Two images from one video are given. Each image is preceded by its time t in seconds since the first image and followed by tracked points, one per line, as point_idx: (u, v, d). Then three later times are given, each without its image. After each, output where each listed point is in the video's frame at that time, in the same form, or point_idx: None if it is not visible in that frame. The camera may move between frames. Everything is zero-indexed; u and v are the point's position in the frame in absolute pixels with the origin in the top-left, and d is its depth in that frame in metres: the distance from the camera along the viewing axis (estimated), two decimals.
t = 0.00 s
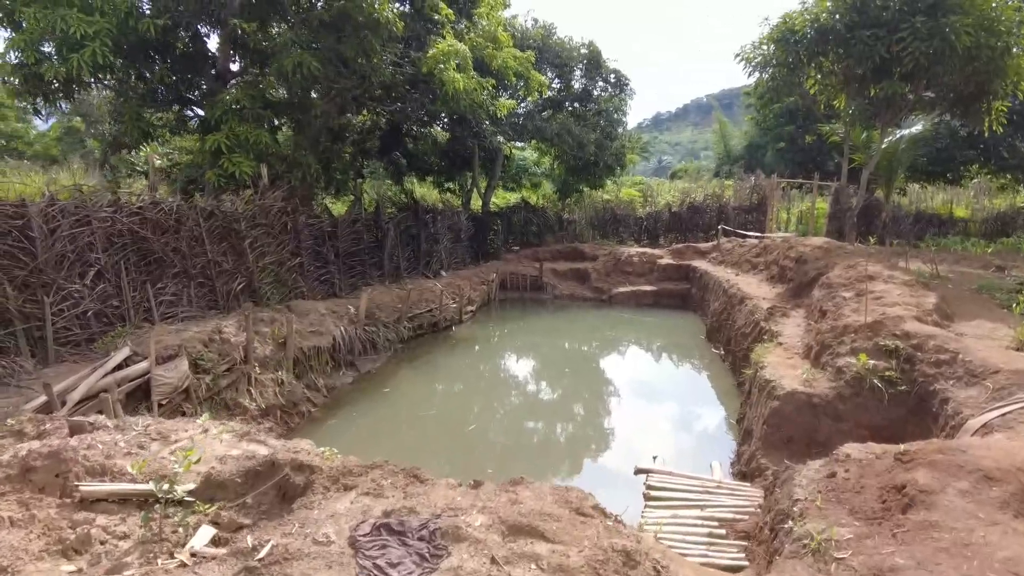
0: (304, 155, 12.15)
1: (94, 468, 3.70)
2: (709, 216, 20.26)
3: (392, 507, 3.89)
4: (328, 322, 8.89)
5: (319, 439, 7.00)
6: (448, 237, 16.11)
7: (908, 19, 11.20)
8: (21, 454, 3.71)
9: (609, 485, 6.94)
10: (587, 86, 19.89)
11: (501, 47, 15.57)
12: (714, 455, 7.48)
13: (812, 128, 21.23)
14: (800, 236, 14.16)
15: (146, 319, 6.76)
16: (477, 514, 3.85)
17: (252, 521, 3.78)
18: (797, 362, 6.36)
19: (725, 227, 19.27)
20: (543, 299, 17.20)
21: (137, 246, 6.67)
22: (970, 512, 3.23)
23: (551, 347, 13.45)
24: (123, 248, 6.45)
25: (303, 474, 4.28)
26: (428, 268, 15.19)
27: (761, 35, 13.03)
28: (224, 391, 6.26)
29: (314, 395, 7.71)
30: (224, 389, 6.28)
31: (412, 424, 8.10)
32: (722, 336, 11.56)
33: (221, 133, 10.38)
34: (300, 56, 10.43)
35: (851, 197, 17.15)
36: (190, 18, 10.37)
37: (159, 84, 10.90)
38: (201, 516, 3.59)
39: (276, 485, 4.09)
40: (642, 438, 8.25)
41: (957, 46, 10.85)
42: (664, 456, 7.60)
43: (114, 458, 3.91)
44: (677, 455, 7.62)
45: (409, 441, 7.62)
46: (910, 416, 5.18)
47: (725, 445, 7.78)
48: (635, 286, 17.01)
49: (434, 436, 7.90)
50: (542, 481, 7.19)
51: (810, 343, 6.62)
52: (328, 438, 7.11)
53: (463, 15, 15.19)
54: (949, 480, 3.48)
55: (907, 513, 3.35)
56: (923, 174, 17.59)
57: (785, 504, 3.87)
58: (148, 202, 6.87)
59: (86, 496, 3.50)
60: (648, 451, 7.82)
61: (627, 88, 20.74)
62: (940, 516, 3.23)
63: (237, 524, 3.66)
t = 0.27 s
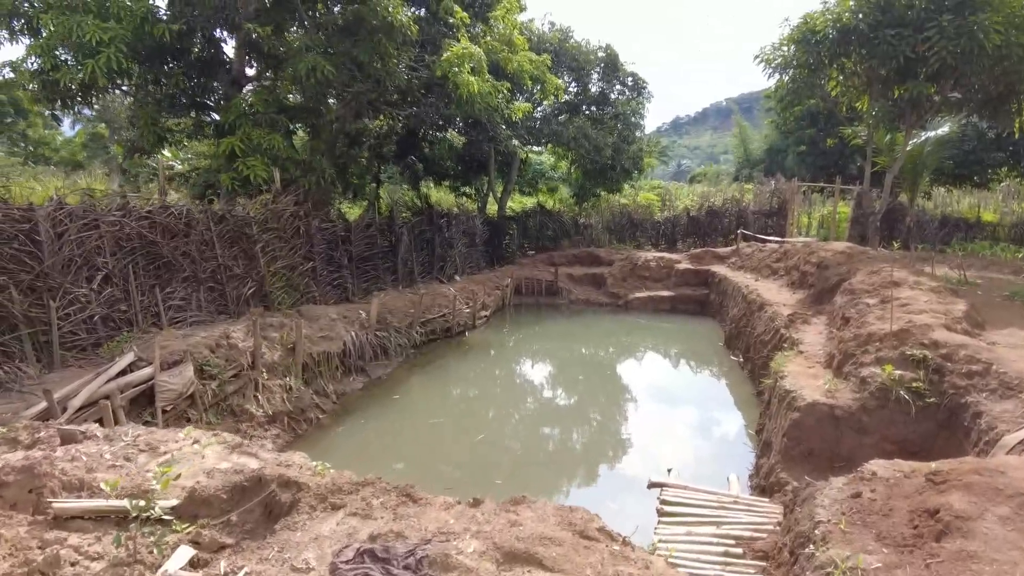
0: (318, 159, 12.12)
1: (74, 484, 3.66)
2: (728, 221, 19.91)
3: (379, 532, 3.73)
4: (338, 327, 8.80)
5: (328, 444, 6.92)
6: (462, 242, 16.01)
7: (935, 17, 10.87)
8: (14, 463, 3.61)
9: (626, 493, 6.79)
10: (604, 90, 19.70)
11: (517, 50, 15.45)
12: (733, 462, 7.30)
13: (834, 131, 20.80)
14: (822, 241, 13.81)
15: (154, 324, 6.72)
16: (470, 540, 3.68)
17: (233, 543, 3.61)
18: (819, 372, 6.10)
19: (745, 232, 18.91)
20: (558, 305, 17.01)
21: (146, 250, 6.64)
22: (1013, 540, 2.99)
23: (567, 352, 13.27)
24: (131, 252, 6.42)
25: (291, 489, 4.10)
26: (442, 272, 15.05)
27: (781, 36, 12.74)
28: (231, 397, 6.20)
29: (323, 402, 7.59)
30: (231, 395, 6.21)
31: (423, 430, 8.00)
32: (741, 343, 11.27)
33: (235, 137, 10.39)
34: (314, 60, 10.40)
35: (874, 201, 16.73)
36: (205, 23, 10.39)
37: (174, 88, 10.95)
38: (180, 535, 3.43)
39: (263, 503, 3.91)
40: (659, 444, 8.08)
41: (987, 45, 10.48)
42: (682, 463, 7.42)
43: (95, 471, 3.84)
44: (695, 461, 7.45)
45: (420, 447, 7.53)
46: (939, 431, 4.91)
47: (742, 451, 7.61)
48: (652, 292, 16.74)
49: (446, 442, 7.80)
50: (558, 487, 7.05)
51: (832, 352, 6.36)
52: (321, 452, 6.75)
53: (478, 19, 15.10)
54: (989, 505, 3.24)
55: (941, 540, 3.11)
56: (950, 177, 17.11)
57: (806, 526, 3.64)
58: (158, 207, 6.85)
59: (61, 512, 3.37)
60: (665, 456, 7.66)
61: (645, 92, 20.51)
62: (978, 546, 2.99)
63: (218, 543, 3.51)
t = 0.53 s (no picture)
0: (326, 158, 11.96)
1: (28, 500, 3.45)
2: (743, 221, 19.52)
3: (358, 562, 3.48)
4: (343, 329, 8.61)
5: (331, 447, 6.74)
6: (473, 242, 15.80)
7: (961, 10, 10.47)
8: None
9: (640, 495, 6.57)
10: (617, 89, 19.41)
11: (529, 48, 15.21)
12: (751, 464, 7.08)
13: (853, 130, 20.34)
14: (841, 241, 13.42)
15: (154, 325, 6.56)
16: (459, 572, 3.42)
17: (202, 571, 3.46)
18: (841, 378, 5.78)
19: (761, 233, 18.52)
20: (570, 306, 16.74)
21: (147, 249, 6.49)
22: None
23: (579, 354, 13.03)
24: (131, 251, 6.28)
25: (267, 510, 3.90)
26: (451, 273, 14.85)
27: (799, 31, 12.39)
28: (230, 400, 6.02)
29: (326, 406, 7.39)
30: (230, 399, 6.03)
31: (429, 432, 7.82)
32: (758, 347, 10.93)
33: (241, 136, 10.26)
34: (321, 57, 10.24)
35: (895, 201, 16.28)
36: (212, 21, 10.27)
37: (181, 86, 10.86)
38: (143, 559, 3.24)
39: (236, 524, 3.75)
40: (673, 445, 7.85)
41: (1016, 38, 10.07)
42: (697, 465, 7.20)
43: (58, 485, 3.68)
44: (710, 462, 7.22)
45: (426, 450, 7.35)
46: (973, 443, 4.59)
47: (758, 452, 7.40)
48: (666, 293, 16.41)
49: (453, 445, 7.61)
50: (570, 489, 6.84)
51: (856, 357, 6.04)
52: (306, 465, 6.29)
53: (489, 17, 14.89)
54: None
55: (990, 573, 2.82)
56: (975, 176, 16.61)
57: (834, 549, 3.36)
58: (160, 205, 6.71)
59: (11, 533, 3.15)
60: (680, 458, 7.43)
61: (659, 90, 20.19)
62: None
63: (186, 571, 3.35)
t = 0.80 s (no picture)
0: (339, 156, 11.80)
1: None
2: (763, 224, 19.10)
3: None
4: (351, 331, 8.43)
5: (335, 454, 6.56)
6: (486, 243, 15.59)
7: (996, 8, 10.03)
8: None
9: (655, 499, 6.44)
10: (635, 88, 19.07)
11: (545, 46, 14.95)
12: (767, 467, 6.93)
13: (878, 131, 19.82)
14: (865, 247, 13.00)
15: (157, 326, 6.43)
16: None
17: None
18: (869, 396, 5.46)
19: (781, 236, 18.09)
20: (584, 309, 16.45)
21: (150, 249, 6.36)
22: None
23: (593, 358, 12.80)
24: (133, 251, 6.15)
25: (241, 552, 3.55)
26: (464, 274, 14.64)
27: (824, 30, 12.01)
28: (232, 406, 5.86)
29: (331, 411, 7.21)
30: (232, 404, 5.87)
31: (439, 436, 7.65)
32: (778, 355, 10.58)
33: (252, 134, 10.11)
34: (333, 54, 10.07)
35: (921, 205, 15.79)
36: (225, 16, 10.15)
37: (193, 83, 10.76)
38: None
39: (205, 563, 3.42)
40: (687, 450, 7.70)
41: None
42: (712, 469, 7.05)
43: (17, 517, 3.41)
44: (726, 466, 7.09)
45: (436, 452, 7.24)
46: (1012, 469, 4.29)
47: (772, 455, 7.29)
48: (683, 297, 16.06)
49: (463, 448, 7.49)
50: (583, 493, 6.72)
51: (884, 373, 5.73)
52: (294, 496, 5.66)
53: (506, 14, 14.65)
54: None
55: None
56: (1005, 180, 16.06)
57: None
58: (164, 203, 6.57)
59: None
60: (694, 463, 7.28)
61: (678, 90, 19.82)
62: None
63: None
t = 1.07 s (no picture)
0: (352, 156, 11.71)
1: None
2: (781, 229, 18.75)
3: None
4: (357, 333, 8.35)
5: (338, 459, 6.45)
6: (498, 244, 15.47)
7: None
8: None
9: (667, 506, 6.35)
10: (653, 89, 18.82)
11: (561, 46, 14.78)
12: (779, 474, 6.87)
13: (901, 135, 19.37)
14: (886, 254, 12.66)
15: (161, 326, 6.39)
16: None
17: None
18: (887, 413, 5.24)
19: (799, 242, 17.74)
20: (597, 312, 16.26)
21: (155, 248, 6.32)
22: None
23: (604, 363, 12.64)
24: (138, 250, 6.11)
25: None
26: (475, 275, 14.52)
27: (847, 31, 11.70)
28: (233, 409, 5.78)
29: (334, 414, 7.12)
30: (233, 407, 5.78)
31: (445, 441, 7.54)
32: (793, 364, 10.32)
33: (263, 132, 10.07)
34: (345, 52, 9.99)
35: (945, 211, 15.38)
36: (239, 15, 10.14)
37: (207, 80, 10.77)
38: None
39: None
40: (699, 454, 7.65)
41: None
42: (724, 474, 6.99)
43: None
44: (738, 471, 7.03)
45: (444, 453, 7.22)
46: None
47: (784, 462, 7.24)
48: (698, 302, 15.80)
49: (472, 449, 7.47)
50: (593, 497, 6.67)
51: (904, 388, 5.49)
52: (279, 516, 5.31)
53: (522, 14, 14.51)
54: None
55: None
56: None
57: None
58: (171, 202, 6.53)
59: None
60: (706, 467, 7.22)
61: (696, 91, 19.53)
62: None
63: None
